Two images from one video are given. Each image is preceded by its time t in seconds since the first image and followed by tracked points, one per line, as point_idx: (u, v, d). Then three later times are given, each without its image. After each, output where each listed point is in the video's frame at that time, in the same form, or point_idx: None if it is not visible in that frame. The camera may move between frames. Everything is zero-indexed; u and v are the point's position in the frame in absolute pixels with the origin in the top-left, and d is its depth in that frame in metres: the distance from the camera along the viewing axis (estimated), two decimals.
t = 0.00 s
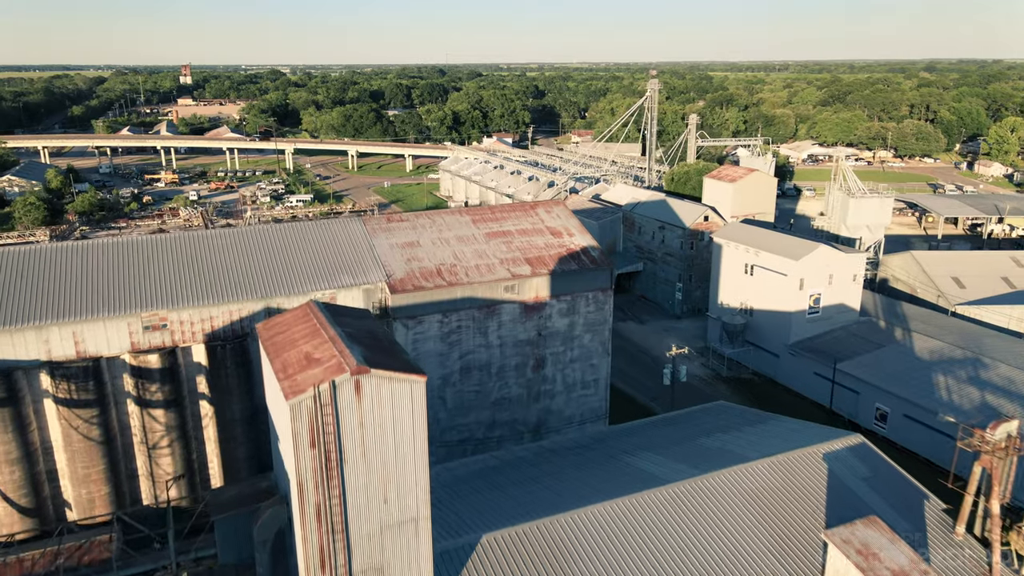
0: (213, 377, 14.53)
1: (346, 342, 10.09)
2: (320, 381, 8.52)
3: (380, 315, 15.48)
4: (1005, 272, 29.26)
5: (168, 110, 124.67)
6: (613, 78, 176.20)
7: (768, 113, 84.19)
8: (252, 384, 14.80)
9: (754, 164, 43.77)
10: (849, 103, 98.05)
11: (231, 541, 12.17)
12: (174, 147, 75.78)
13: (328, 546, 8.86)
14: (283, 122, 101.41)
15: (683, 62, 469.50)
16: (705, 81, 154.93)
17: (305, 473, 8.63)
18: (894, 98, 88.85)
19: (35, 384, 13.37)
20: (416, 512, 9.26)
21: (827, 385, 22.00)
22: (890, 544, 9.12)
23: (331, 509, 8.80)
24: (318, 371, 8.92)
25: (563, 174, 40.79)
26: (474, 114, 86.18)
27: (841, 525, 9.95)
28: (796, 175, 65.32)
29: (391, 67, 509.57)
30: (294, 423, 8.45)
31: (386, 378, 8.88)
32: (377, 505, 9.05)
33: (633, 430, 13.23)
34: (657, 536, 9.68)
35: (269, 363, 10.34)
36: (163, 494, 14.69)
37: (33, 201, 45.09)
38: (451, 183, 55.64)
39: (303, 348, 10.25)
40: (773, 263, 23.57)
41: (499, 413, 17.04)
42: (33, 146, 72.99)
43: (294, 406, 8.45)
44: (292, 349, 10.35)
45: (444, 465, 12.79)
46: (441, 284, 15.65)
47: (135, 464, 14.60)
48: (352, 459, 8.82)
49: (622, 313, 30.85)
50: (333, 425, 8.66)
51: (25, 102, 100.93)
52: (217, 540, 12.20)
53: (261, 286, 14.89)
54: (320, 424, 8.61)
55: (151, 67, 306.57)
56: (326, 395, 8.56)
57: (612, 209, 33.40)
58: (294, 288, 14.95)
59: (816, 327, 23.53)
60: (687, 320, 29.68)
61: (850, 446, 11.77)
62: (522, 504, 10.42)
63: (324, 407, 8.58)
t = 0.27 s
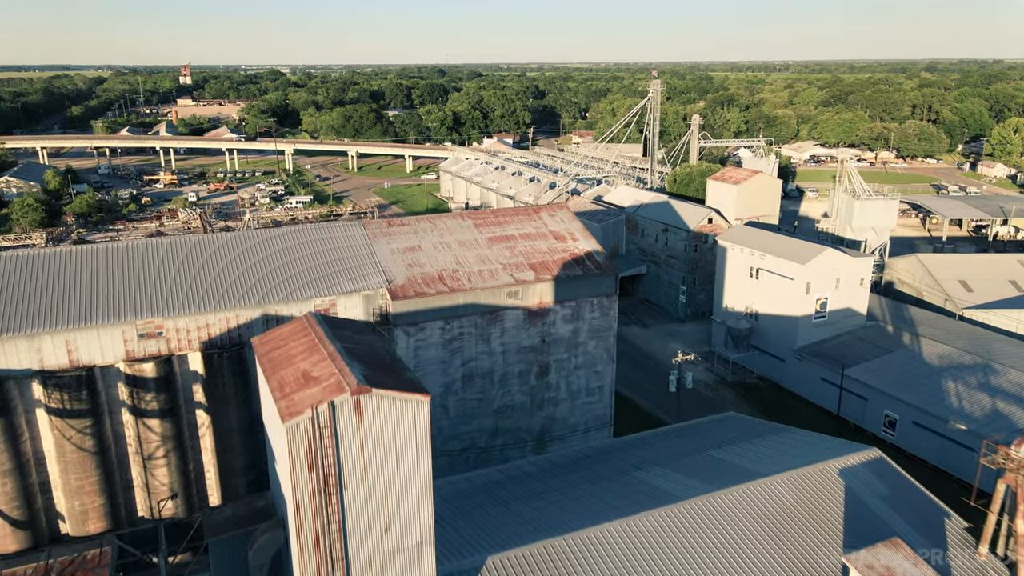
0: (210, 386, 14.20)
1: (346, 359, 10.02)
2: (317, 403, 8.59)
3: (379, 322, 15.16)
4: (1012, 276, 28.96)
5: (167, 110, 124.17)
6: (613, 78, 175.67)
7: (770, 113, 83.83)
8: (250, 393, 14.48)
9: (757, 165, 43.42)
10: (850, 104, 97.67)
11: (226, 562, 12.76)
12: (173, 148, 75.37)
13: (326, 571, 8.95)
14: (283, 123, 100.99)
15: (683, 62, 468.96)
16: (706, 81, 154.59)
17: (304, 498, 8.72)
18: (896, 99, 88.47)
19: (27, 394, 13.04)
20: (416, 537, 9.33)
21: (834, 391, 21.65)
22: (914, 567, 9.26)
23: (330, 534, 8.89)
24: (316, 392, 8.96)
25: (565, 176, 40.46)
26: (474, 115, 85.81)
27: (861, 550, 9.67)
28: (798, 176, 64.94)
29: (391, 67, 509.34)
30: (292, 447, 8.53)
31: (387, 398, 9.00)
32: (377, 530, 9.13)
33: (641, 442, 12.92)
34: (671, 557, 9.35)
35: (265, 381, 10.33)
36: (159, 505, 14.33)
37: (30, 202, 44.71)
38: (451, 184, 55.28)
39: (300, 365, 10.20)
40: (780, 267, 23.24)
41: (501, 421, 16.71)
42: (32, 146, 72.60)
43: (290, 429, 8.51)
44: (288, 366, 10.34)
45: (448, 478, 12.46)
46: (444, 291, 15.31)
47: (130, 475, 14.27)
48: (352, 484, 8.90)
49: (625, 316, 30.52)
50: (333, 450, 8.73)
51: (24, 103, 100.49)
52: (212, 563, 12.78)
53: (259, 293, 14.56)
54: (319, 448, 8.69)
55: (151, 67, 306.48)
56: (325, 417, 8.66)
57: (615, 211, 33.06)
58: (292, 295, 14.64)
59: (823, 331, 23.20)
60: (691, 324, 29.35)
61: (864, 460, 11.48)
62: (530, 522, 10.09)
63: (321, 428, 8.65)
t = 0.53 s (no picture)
0: (206, 395, 13.88)
1: (345, 378, 10.49)
2: (315, 428, 8.99)
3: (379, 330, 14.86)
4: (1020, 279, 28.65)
5: (166, 111, 123.73)
6: (613, 78, 175.16)
7: (771, 113, 83.49)
8: (247, 403, 14.16)
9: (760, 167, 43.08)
10: (852, 104, 97.30)
11: None
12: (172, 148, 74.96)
13: None
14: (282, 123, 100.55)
15: (683, 61, 468.51)
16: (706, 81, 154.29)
17: (304, 525, 9.09)
18: (898, 99, 88.11)
19: (18, 404, 12.71)
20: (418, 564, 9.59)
21: (842, 397, 21.30)
22: None
23: (328, 560, 9.25)
24: (314, 415, 9.36)
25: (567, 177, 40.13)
26: (475, 115, 85.45)
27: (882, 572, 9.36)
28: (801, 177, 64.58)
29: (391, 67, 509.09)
30: (289, 473, 8.90)
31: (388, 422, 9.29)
32: (378, 556, 9.42)
33: (650, 454, 12.60)
34: None
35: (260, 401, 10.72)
36: (154, 516, 13.98)
37: (27, 204, 44.35)
38: (452, 186, 54.93)
39: (297, 384, 10.61)
40: (785, 270, 22.91)
41: (505, 430, 16.37)
42: (30, 147, 72.21)
43: (287, 453, 8.93)
44: (287, 384, 10.74)
45: (451, 493, 12.13)
46: (445, 297, 14.98)
47: (125, 486, 13.96)
48: (351, 510, 9.23)
49: (628, 320, 30.18)
50: (331, 477, 9.09)
51: (23, 103, 100.07)
52: None
53: (257, 300, 14.22)
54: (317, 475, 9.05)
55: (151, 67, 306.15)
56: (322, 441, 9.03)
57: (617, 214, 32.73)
58: (291, 302, 14.29)
59: (829, 336, 22.87)
60: (694, 328, 29.02)
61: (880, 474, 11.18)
62: (538, 542, 9.76)
63: (320, 451, 9.01)
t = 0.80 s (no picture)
0: (203, 405, 13.57)
1: (344, 398, 10.38)
2: (313, 454, 8.96)
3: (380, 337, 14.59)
4: None
5: (166, 111, 123.43)
6: (614, 78, 174.86)
7: (773, 114, 83.21)
8: (244, 412, 13.85)
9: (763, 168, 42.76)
10: (854, 104, 96.99)
11: None
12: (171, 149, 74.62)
13: None
14: (282, 124, 100.23)
15: (684, 61, 468.16)
16: (707, 81, 154.03)
17: (302, 548, 9.13)
18: (900, 100, 87.82)
19: (10, 415, 12.39)
20: None
21: (850, 403, 20.98)
22: None
23: None
24: (312, 439, 9.31)
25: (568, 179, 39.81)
26: (475, 116, 85.15)
27: None
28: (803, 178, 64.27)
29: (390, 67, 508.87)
30: (286, 499, 8.93)
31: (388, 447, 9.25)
32: None
33: (658, 468, 12.30)
34: None
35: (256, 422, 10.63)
36: (149, 528, 13.67)
37: (25, 205, 44.02)
38: (452, 187, 54.64)
39: (295, 404, 10.53)
40: (792, 274, 22.58)
41: (508, 438, 16.03)
42: (29, 148, 71.87)
43: (284, 480, 8.90)
44: (282, 405, 10.65)
45: (455, 507, 11.79)
46: (447, 303, 14.66)
47: (120, 498, 13.66)
48: (350, 534, 9.23)
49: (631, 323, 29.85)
50: (329, 502, 9.08)
51: (22, 103, 99.74)
52: None
53: (255, 307, 13.91)
54: (315, 500, 9.06)
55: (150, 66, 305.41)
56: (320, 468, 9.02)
57: (620, 216, 32.40)
58: (290, 309, 13.98)
59: (836, 341, 22.54)
60: (698, 331, 28.69)
61: (898, 492, 10.85)
62: (547, 564, 9.44)
63: (318, 477, 9.01)
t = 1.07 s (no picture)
0: (199, 415, 13.24)
1: (344, 422, 10.08)
2: (312, 483, 8.68)
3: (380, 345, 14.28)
4: None
5: (166, 111, 123.19)
6: (614, 79, 174.52)
7: (775, 115, 82.88)
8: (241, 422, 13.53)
9: (767, 169, 42.45)
10: (855, 105, 96.68)
11: None
12: (171, 150, 74.32)
13: None
14: (282, 124, 99.95)
15: (684, 61, 467.15)
16: (708, 82, 153.65)
17: None
18: (901, 101, 87.47)
19: None
20: None
21: (858, 410, 20.63)
22: None
23: None
24: (312, 467, 9.02)
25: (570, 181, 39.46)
26: (476, 117, 84.82)
27: None
28: (805, 179, 63.94)
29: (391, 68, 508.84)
30: (283, 530, 8.61)
31: (393, 473, 9.00)
32: None
33: (667, 483, 12.01)
34: None
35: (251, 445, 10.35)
36: (144, 541, 13.32)
37: (23, 206, 43.71)
38: (453, 188, 54.32)
39: (291, 429, 10.24)
40: (798, 278, 22.23)
41: (511, 448, 15.70)
42: (27, 149, 71.62)
43: (279, 512, 8.58)
44: (278, 430, 10.33)
45: (458, 523, 11.45)
46: (450, 310, 14.34)
47: (114, 510, 13.35)
48: (349, 564, 8.97)
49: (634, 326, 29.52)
50: (327, 531, 8.80)
51: (21, 104, 99.47)
52: None
53: (252, 315, 13.57)
54: (312, 529, 8.78)
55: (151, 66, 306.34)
56: (318, 497, 8.72)
57: (623, 218, 32.07)
58: (289, 317, 13.66)
59: (843, 347, 22.20)
60: (702, 335, 28.35)
61: (916, 510, 10.51)
62: None
63: (316, 509, 8.73)
